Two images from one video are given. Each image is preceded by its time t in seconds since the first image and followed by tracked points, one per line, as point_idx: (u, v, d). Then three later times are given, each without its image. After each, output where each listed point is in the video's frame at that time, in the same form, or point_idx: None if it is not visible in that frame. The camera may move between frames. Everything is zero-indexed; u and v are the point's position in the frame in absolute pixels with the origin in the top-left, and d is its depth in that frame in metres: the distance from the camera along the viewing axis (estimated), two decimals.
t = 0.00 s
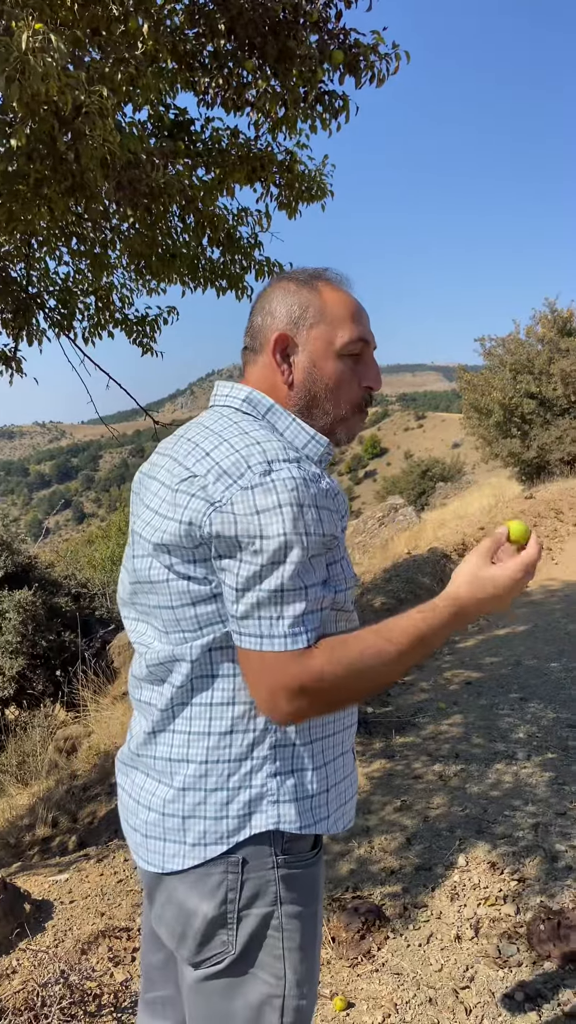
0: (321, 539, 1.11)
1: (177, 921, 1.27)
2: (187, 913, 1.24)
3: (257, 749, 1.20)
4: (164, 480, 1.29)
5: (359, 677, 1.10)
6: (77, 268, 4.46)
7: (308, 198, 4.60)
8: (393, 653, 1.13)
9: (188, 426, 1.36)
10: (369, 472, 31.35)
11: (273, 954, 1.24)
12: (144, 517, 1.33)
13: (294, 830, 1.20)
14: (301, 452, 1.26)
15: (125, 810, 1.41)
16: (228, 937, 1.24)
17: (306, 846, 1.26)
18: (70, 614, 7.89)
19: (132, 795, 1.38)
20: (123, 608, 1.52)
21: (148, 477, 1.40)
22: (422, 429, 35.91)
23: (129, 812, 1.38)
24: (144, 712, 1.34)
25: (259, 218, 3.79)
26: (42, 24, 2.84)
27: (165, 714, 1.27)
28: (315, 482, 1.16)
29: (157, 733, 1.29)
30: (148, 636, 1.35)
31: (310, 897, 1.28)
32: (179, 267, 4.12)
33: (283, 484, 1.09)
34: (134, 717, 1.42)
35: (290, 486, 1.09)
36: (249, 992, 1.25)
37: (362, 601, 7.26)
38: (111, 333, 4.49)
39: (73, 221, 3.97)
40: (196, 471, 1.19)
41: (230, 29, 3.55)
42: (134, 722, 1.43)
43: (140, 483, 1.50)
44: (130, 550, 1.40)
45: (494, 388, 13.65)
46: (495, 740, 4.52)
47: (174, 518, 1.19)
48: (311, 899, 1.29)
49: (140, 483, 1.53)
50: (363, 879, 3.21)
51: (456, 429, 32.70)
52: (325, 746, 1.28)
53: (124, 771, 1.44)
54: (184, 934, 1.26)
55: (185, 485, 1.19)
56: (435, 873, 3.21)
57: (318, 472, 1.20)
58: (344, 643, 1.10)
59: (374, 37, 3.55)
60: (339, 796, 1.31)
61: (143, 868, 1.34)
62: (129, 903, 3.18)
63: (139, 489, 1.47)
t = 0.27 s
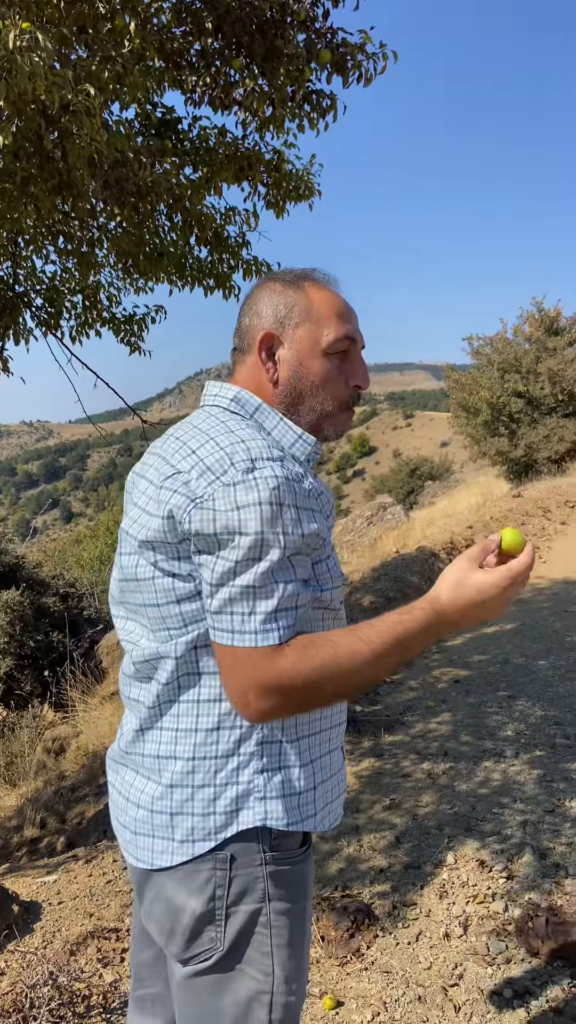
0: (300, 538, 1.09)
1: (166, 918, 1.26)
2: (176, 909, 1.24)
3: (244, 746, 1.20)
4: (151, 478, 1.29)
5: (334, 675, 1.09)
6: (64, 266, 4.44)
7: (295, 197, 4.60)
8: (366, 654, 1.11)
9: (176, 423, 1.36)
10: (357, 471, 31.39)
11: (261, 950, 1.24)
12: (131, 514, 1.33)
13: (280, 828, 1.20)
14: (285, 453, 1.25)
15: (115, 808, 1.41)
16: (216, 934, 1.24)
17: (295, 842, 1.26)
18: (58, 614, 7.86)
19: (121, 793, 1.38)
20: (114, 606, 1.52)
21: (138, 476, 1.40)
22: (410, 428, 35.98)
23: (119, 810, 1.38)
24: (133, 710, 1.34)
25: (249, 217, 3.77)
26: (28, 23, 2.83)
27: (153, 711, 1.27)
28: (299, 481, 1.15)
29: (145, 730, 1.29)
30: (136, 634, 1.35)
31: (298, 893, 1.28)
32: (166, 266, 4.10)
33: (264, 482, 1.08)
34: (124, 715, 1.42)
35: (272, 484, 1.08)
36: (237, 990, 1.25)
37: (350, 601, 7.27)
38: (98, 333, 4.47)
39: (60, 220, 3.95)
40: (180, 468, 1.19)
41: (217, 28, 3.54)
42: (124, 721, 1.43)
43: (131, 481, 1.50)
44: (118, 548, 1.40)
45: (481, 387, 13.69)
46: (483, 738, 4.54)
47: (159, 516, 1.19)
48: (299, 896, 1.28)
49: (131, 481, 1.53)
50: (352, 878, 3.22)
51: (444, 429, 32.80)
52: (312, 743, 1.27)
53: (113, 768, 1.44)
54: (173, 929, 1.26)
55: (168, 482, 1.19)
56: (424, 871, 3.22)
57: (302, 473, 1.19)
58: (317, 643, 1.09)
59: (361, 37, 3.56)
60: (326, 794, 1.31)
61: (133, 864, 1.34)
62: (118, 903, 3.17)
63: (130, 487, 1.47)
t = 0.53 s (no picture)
0: (274, 535, 1.08)
1: (147, 916, 1.25)
2: (157, 906, 1.23)
3: (222, 743, 1.19)
4: (128, 474, 1.27)
5: (306, 672, 1.07)
6: (51, 262, 4.40)
7: (284, 194, 4.58)
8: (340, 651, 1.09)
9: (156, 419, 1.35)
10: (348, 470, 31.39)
11: (242, 948, 1.23)
12: (111, 510, 1.32)
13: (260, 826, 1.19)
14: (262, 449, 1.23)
15: (98, 805, 1.40)
16: (197, 931, 1.22)
17: (277, 840, 1.24)
18: (46, 613, 7.82)
19: (102, 791, 1.37)
20: (96, 604, 1.51)
21: (118, 471, 1.39)
22: (401, 427, 36.01)
23: (101, 808, 1.37)
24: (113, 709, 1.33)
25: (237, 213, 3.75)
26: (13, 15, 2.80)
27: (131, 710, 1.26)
28: (275, 478, 1.14)
29: (124, 729, 1.28)
30: (115, 632, 1.34)
31: (280, 890, 1.27)
32: (154, 262, 4.08)
33: (237, 478, 1.07)
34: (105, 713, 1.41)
35: (245, 479, 1.07)
36: (219, 987, 1.24)
37: (340, 599, 7.26)
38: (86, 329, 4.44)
39: (46, 215, 3.92)
40: (155, 465, 1.18)
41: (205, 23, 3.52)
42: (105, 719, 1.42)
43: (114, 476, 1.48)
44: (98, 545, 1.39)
45: (471, 386, 13.71)
46: (472, 736, 4.54)
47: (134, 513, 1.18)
48: (281, 894, 1.27)
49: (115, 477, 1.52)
50: (341, 876, 3.21)
51: (434, 427, 32.84)
52: (292, 741, 1.26)
53: (96, 766, 1.44)
54: (154, 927, 1.25)
55: (143, 479, 1.18)
56: (412, 868, 3.22)
57: (278, 470, 1.18)
58: (290, 641, 1.08)
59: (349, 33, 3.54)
60: (307, 791, 1.30)
61: (114, 863, 1.33)
62: (105, 903, 3.15)
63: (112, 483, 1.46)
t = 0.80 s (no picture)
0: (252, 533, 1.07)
1: (128, 917, 1.24)
2: (138, 908, 1.22)
3: (201, 744, 1.18)
4: (106, 472, 1.26)
5: (284, 669, 1.07)
6: (40, 258, 4.37)
7: (274, 190, 4.56)
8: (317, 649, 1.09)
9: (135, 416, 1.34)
10: (340, 467, 31.39)
11: (224, 949, 1.22)
12: (89, 508, 1.30)
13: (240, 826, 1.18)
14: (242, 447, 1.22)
15: (78, 806, 1.39)
16: (178, 932, 1.22)
17: (258, 840, 1.24)
18: (36, 611, 7.78)
19: (82, 791, 1.36)
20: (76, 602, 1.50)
21: (97, 468, 1.37)
22: (392, 424, 36.02)
23: (81, 808, 1.36)
24: (92, 709, 1.32)
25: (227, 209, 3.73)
26: None
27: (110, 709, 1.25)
28: (253, 475, 1.13)
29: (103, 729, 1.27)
30: (94, 631, 1.33)
31: (262, 890, 1.26)
32: (143, 258, 4.06)
33: (216, 476, 1.06)
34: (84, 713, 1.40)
35: (223, 477, 1.06)
36: (201, 988, 1.23)
37: (331, 597, 7.25)
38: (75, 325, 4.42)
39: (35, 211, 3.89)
40: (132, 463, 1.16)
41: (194, 19, 3.50)
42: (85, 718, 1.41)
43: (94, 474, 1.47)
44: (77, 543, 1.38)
45: (463, 383, 13.72)
46: (462, 733, 4.54)
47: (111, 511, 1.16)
48: (264, 894, 1.27)
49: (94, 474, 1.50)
50: (330, 873, 3.20)
51: (426, 425, 32.87)
52: (272, 740, 1.26)
53: (76, 767, 1.43)
54: (135, 929, 1.24)
55: (120, 477, 1.17)
56: (402, 865, 3.22)
57: (257, 466, 1.17)
58: (268, 638, 1.07)
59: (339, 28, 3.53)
60: (287, 790, 1.29)
61: (95, 864, 1.32)
62: (94, 902, 3.14)
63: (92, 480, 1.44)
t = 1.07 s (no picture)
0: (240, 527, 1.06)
1: (116, 920, 1.23)
2: (126, 910, 1.21)
3: (188, 744, 1.17)
4: (90, 470, 1.25)
5: (277, 662, 1.07)
6: (33, 253, 4.35)
7: (269, 186, 4.54)
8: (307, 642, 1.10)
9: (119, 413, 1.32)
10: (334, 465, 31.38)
11: (214, 950, 1.21)
12: (73, 506, 1.29)
13: (230, 825, 1.17)
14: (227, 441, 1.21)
15: (66, 807, 1.38)
16: (168, 934, 1.21)
17: (248, 839, 1.23)
18: (30, 607, 7.75)
19: (70, 792, 1.35)
20: (61, 602, 1.49)
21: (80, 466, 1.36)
22: (387, 422, 36.03)
23: (68, 809, 1.35)
24: (78, 709, 1.31)
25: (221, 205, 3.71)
26: None
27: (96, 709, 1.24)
28: (240, 471, 1.12)
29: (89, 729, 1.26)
30: (79, 631, 1.31)
31: (253, 890, 1.25)
32: (137, 254, 4.04)
33: (202, 471, 1.05)
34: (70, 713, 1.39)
35: (210, 472, 1.05)
36: (192, 990, 1.22)
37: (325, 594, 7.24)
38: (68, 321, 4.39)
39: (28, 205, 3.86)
40: (116, 459, 1.15)
41: (188, 13, 3.48)
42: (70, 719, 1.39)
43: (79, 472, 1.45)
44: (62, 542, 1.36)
45: (457, 381, 13.71)
46: (456, 730, 4.54)
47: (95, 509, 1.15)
48: (255, 894, 1.26)
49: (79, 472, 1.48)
50: (324, 871, 3.20)
51: (420, 423, 32.88)
52: (262, 739, 1.25)
53: (64, 768, 1.41)
54: (123, 931, 1.23)
55: (104, 474, 1.15)
56: (395, 862, 3.21)
57: (244, 462, 1.16)
58: (259, 633, 1.07)
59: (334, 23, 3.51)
60: (277, 790, 1.28)
61: (83, 865, 1.31)
62: (87, 900, 3.12)
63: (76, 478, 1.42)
